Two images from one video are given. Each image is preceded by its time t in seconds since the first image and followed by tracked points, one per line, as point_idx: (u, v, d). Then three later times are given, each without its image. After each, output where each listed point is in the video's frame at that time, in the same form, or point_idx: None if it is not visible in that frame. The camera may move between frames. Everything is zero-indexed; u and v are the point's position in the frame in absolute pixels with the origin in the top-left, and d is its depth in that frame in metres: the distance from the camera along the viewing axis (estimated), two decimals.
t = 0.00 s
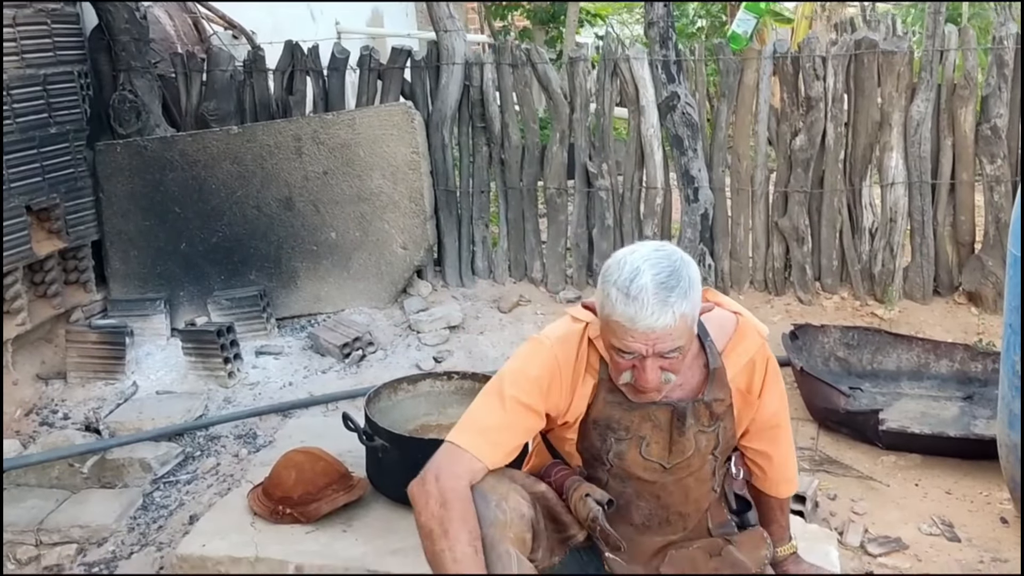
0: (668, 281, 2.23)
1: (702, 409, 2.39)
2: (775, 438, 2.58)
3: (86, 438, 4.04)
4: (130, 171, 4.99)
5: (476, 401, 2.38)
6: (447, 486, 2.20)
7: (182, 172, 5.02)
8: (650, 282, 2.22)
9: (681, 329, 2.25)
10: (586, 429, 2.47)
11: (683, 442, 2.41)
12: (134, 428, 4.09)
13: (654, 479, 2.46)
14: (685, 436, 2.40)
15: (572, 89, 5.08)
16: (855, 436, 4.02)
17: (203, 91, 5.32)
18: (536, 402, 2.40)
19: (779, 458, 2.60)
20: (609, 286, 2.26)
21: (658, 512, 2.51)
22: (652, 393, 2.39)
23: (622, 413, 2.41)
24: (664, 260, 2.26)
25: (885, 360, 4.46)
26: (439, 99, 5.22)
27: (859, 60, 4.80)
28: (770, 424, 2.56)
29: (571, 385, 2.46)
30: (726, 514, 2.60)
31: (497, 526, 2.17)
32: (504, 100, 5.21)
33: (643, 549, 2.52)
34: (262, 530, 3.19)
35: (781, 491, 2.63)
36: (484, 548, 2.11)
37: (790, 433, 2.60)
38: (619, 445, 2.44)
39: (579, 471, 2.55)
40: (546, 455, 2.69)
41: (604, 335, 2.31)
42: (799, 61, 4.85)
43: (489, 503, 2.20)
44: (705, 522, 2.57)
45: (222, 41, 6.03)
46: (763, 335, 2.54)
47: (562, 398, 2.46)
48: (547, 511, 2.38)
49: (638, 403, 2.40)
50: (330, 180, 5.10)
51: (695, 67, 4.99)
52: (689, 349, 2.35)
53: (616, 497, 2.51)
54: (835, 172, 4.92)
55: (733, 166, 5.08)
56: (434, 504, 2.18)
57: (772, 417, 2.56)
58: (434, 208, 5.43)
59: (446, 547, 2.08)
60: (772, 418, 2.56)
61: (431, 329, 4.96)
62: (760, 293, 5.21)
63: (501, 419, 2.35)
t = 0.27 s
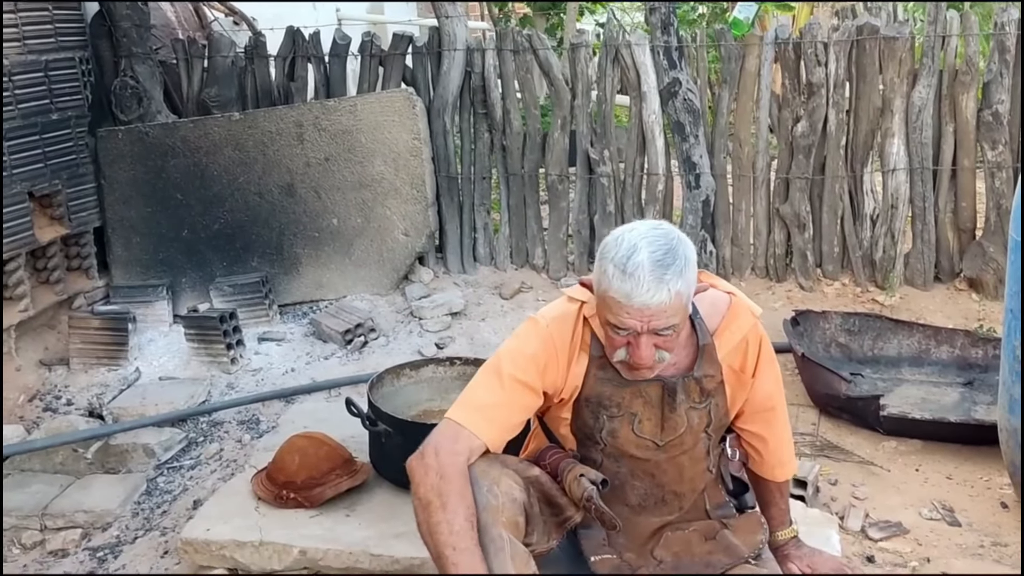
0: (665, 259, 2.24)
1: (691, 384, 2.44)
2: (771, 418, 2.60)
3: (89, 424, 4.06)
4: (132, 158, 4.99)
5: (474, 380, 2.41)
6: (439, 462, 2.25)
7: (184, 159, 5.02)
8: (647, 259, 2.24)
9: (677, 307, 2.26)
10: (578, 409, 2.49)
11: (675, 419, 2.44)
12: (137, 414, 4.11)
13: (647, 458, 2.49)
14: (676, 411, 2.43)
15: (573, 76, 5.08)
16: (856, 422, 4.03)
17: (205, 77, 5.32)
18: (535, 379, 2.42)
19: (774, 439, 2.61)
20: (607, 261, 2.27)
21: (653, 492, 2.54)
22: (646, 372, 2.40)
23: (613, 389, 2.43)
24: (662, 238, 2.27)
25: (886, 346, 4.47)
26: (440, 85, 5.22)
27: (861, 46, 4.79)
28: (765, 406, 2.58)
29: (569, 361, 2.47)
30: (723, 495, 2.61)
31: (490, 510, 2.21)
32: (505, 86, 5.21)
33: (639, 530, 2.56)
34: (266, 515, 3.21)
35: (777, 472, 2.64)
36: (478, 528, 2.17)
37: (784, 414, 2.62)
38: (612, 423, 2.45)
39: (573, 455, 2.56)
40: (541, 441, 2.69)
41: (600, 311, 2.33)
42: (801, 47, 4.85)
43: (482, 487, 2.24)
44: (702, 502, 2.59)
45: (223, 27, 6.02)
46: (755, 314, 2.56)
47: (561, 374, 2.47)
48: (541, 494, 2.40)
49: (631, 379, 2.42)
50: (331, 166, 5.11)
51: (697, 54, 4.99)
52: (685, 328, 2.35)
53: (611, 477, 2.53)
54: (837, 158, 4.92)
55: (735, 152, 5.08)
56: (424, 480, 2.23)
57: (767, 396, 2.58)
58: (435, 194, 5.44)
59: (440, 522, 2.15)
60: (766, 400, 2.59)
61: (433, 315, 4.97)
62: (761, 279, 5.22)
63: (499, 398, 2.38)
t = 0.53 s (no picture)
0: (660, 258, 2.25)
1: (692, 381, 2.45)
2: (771, 417, 2.61)
3: (93, 422, 4.07)
4: (135, 157, 5.00)
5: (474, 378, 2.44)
6: (447, 459, 2.27)
7: (187, 157, 5.03)
8: (642, 258, 2.25)
9: (672, 306, 2.26)
10: (579, 408, 2.50)
11: (675, 417, 2.45)
12: (140, 412, 4.12)
13: (649, 456, 2.50)
14: (677, 409, 2.44)
15: (575, 74, 5.09)
16: (858, 420, 4.04)
17: (207, 76, 5.33)
18: (534, 376, 2.44)
19: (774, 438, 2.62)
20: (603, 261, 2.28)
21: (655, 491, 2.55)
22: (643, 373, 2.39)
23: (613, 387, 2.44)
24: (656, 237, 2.29)
25: (887, 345, 4.48)
26: (443, 84, 5.23)
27: (862, 45, 4.80)
28: (765, 405, 2.60)
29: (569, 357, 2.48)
30: (726, 494, 2.63)
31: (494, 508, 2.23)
32: (507, 85, 5.22)
33: (642, 529, 2.58)
34: (271, 513, 3.22)
35: (777, 471, 2.65)
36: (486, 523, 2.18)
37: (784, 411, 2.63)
38: (613, 421, 2.46)
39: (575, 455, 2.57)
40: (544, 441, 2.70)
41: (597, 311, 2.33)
42: (802, 46, 4.86)
43: (486, 485, 2.27)
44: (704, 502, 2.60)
45: (225, 26, 6.03)
46: (755, 313, 2.57)
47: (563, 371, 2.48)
48: (543, 493, 2.43)
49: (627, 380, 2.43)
50: (333, 165, 5.12)
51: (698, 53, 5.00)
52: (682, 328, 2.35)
53: (613, 476, 2.54)
54: (839, 157, 4.93)
55: (736, 151, 5.09)
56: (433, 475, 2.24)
57: (767, 395, 2.59)
58: (437, 193, 5.44)
59: (450, 512, 2.15)
60: (766, 399, 2.60)
61: (435, 313, 4.98)
62: (763, 278, 5.23)
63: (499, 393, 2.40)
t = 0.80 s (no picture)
0: (661, 258, 2.24)
1: (696, 378, 2.45)
2: (773, 412, 2.63)
3: (94, 417, 4.07)
4: (135, 153, 5.00)
5: (501, 370, 2.41)
6: (495, 456, 2.27)
7: (188, 153, 5.03)
8: (644, 258, 2.23)
9: (673, 307, 2.26)
10: (582, 403, 2.51)
11: (678, 413, 2.46)
12: (141, 407, 4.13)
13: (652, 452, 2.51)
14: (680, 405, 2.44)
15: (576, 70, 5.08)
16: (859, 415, 4.05)
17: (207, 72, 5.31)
18: (559, 368, 2.44)
19: (776, 433, 2.64)
20: (605, 260, 2.28)
21: (657, 485, 2.55)
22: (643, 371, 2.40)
23: (617, 383, 2.44)
24: (659, 236, 2.27)
25: (888, 340, 4.48)
26: (443, 79, 5.23)
27: (863, 40, 4.80)
28: (767, 400, 2.61)
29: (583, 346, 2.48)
30: (727, 489, 2.62)
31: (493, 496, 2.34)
32: (508, 81, 5.21)
33: (642, 524, 2.58)
34: (272, 508, 3.22)
35: (779, 465, 2.68)
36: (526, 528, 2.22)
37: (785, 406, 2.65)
38: (616, 416, 2.47)
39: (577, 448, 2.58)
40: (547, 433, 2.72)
41: (599, 309, 2.33)
42: (803, 41, 4.86)
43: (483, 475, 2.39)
44: (705, 498, 2.60)
45: (225, 21, 6.03)
46: (758, 309, 2.57)
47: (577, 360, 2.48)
48: (543, 483, 2.53)
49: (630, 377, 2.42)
50: (334, 160, 5.11)
51: (699, 48, 5.00)
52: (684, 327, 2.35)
53: (615, 471, 2.55)
54: (839, 152, 4.93)
55: (737, 146, 5.08)
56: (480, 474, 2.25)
57: (770, 391, 2.60)
58: (438, 188, 5.44)
59: (496, 520, 2.19)
60: (768, 394, 2.61)
61: (436, 309, 4.98)
62: (763, 273, 5.23)
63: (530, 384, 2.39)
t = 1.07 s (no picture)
0: (666, 230, 2.23)
1: (700, 351, 2.44)
2: (777, 382, 2.62)
3: (94, 392, 4.08)
4: (132, 128, 4.98)
5: (531, 369, 2.45)
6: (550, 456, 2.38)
7: (185, 128, 5.00)
8: (649, 230, 2.23)
9: (678, 279, 2.25)
10: (587, 376, 2.49)
11: (682, 386, 2.45)
12: (142, 382, 4.13)
13: (655, 424, 2.50)
14: (685, 378, 2.44)
15: (574, 42, 5.06)
16: (859, 386, 4.05)
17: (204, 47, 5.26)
18: (583, 345, 2.46)
19: (779, 403, 2.64)
20: (610, 232, 2.27)
21: (659, 457, 2.56)
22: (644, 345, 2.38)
23: (621, 355, 2.43)
24: (664, 209, 2.27)
25: (888, 311, 4.48)
26: (441, 53, 5.20)
27: (863, 10, 4.77)
28: (769, 371, 2.60)
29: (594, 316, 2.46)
30: (728, 459, 2.63)
31: (489, 463, 2.41)
32: (506, 53, 5.18)
33: (643, 494, 2.59)
34: (273, 481, 3.24)
35: (781, 435, 2.68)
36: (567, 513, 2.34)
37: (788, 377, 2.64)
38: (621, 388, 2.46)
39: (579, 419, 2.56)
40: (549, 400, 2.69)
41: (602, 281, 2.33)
42: (802, 12, 4.83)
43: (482, 443, 2.45)
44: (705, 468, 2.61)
45: None
46: (762, 280, 2.57)
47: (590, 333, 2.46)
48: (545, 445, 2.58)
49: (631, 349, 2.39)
50: (332, 134, 5.09)
51: (698, 20, 4.97)
52: (687, 301, 2.35)
53: (617, 442, 2.54)
54: (839, 123, 4.91)
55: (736, 118, 5.06)
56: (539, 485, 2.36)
57: (773, 361, 2.59)
58: (436, 162, 5.42)
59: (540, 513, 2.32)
60: (771, 365, 2.60)
61: (435, 283, 4.98)
62: (763, 245, 5.21)
63: (561, 372, 2.42)
